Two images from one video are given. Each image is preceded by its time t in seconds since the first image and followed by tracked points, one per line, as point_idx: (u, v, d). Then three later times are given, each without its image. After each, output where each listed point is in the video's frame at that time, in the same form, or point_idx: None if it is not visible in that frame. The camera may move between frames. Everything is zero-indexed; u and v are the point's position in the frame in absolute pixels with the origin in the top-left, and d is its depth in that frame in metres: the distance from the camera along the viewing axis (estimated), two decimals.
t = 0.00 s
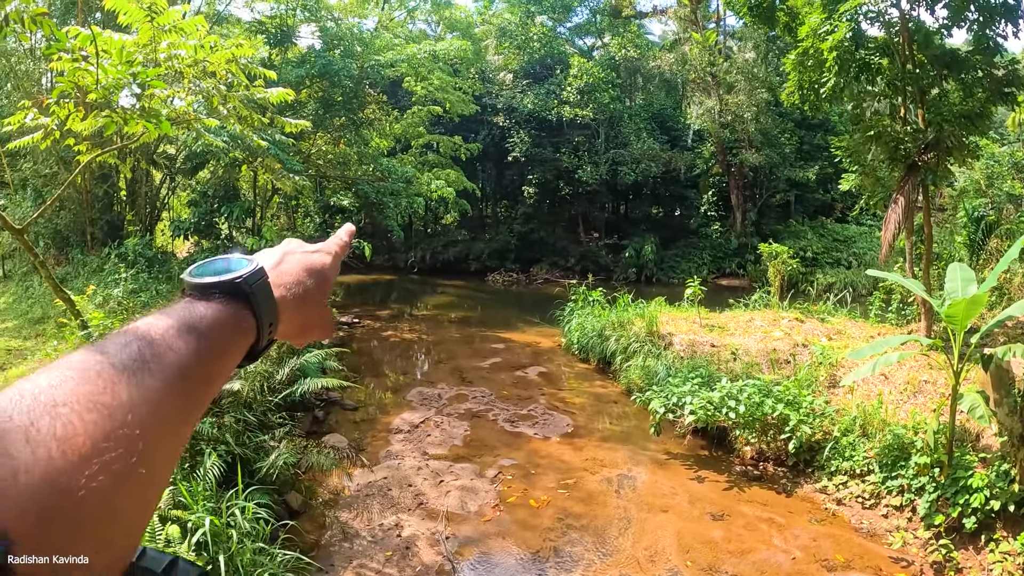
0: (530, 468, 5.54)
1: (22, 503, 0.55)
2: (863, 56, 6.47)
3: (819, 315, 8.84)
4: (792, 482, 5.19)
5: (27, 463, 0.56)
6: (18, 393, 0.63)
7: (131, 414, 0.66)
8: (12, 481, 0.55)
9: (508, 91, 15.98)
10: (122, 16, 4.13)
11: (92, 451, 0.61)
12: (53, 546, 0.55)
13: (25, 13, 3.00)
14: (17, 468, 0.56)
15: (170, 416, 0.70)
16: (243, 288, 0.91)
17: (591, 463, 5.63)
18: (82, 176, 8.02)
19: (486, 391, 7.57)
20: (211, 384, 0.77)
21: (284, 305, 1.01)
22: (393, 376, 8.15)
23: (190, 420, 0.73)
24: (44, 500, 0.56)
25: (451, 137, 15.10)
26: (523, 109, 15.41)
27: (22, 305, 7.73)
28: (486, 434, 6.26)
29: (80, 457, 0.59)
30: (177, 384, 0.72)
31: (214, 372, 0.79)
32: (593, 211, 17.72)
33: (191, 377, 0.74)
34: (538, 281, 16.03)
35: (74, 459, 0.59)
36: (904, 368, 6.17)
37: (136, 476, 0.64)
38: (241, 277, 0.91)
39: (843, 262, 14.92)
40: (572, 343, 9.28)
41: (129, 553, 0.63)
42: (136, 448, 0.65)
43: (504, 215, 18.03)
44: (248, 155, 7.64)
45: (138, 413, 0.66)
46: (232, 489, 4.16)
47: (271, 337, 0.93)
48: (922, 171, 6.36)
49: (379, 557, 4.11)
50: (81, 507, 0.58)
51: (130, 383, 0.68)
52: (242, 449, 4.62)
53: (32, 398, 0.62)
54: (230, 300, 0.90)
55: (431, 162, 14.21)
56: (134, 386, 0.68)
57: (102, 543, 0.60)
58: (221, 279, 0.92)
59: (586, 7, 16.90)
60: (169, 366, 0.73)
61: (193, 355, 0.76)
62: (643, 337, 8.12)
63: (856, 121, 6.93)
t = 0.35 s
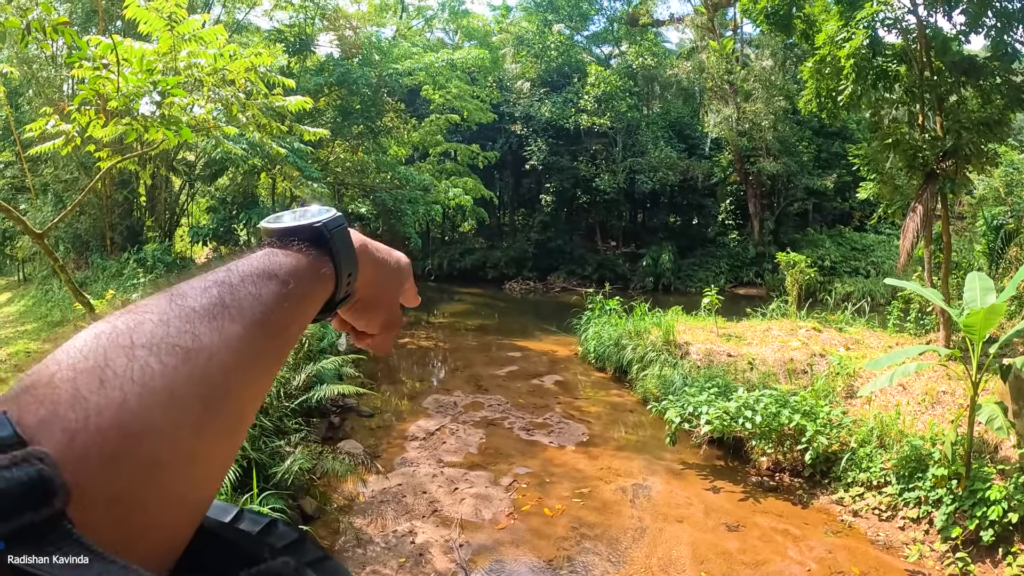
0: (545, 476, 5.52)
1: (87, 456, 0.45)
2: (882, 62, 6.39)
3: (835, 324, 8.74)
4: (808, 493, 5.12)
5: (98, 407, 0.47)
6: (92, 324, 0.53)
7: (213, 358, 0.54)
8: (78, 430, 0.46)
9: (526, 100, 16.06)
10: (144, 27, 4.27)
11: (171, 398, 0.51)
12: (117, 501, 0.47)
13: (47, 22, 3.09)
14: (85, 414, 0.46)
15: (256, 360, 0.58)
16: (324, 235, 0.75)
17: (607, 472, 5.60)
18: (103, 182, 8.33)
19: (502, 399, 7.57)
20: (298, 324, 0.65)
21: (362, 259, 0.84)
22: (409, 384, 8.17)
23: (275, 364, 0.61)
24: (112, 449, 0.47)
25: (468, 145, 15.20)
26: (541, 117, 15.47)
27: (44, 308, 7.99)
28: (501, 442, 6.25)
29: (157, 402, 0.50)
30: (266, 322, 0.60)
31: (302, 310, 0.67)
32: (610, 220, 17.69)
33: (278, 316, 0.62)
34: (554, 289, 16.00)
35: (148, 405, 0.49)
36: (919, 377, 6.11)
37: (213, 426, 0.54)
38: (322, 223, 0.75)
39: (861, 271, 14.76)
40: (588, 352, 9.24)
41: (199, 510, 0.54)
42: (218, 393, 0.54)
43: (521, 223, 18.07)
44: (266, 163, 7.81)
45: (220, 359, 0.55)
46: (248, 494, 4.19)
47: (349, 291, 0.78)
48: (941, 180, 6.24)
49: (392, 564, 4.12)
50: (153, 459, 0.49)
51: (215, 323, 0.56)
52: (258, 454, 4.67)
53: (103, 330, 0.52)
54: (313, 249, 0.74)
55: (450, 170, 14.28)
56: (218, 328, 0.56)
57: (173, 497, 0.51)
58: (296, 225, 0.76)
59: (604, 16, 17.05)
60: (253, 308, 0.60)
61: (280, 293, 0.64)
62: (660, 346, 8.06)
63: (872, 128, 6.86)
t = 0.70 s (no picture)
0: (550, 482, 5.50)
1: (92, 433, 0.48)
2: (887, 67, 6.41)
3: (843, 330, 8.69)
4: (815, 500, 5.08)
5: (100, 387, 0.50)
6: (107, 306, 0.57)
7: (218, 337, 0.57)
8: (83, 408, 0.48)
9: (532, 105, 16.09)
10: (152, 32, 4.34)
11: (174, 377, 0.54)
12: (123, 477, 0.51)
13: (56, 27, 3.14)
14: (91, 393, 0.49)
15: (263, 338, 0.61)
16: (335, 215, 0.79)
17: (613, 478, 5.58)
18: (110, 185, 8.39)
19: (507, 404, 7.55)
20: (309, 304, 0.68)
21: (373, 243, 0.87)
22: (415, 389, 8.17)
23: (284, 344, 0.64)
24: (115, 426, 0.50)
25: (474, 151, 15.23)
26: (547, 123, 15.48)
27: (52, 311, 8.05)
28: (506, 447, 6.24)
29: (161, 382, 0.53)
30: (274, 301, 0.63)
31: (315, 289, 0.70)
32: (616, 225, 17.67)
33: (287, 294, 0.65)
34: (561, 295, 15.99)
35: (151, 383, 0.52)
36: (928, 383, 6.05)
37: (221, 403, 0.57)
38: (334, 203, 0.79)
39: (868, 276, 14.69)
40: (594, 357, 9.21)
41: (204, 485, 0.57)
42: (222, 370, 0.57)
43: (527, 228, 18.08)
44: (272, 167, 7.87)
45: (223, 338, 0.58)
46: (252, 498, 4.18)
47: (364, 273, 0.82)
48: (947, 184, 6.22)
49: (396, 568, 4.12)
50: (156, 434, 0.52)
51: (221, 304, 0.59)
52: (263, 459, 4.66)
53: (114, 311, 0.56)
54: (324, 229, 0.78)
55: (456, 175, 14.32)
56: (222, 307, 0.59)
57: (178, 472, 0.54)
58: (309, 204, 0.80)
59: (610, 21, 16.76)
60: (261, 287, 0.63)
61: (291, 273, 0.67)
62: (666, 352, 8.03)
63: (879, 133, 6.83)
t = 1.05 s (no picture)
0: (553, 485, 5.49)
1: (75, 440, 0.49)
2: (890, 70, 6.39)
3: (846, 333, 8.66)
4: (819, 504, 5.06)
5: (83, 397, 0.50)
6: (94, 312, 0.57)
7: (202, 346, 0.57)
8: (66, 416, 0.49)
9: (535, 109, 16.11)
10: (155, 36, 4.36)
11: (155, 385, 0.54)
12: (103, 484, 0.51)
13: (60, 30, 3.16)
14: (73, 401, 0.50)
15: (248, 347, 0.60)
16: (323, 223, 0.75)
17: (616, 481, 5.56)
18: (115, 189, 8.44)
19: (511, 408, 7.54)
20: (297, 309, 0.66)
21: (363, 250, 0.89)
22: (418, 393, 8.17)
23: (272, 352, 0.63)
24: (98, 433, 0.50)
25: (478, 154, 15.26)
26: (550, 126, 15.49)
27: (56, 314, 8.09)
28: (509, 451, 6.23)
29: (141, 392, 0.53)
30: (261, 310, 0.62)
31: (305, 296, 0.68)
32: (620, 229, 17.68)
33: (275, 303, 0.63)
34: (564, 298, 15.97)
35: (136, 391, 0.53)
36: (931, 386, 6.03)
37: (204, 412, 0.57)
38: (322, 211, 0.76)
39: (872, 280, 14.65)
40: (598, 361, 9.20)
41: (186, 495, 0.57)
42: (208, 378, 0.57)
43: (530, 232, 18.09)
44: (276, 170, 7.91)
45: (209, 346, 0.57)
46: (253, 501, 4.16)
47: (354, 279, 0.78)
48: (951, 186, 6.21)
49: (398, 571, 4.11)
50: (142, 442, 0.53)
51: (206, 311, 0.58)
52: (265, 462, 4.65)
53: (102, 319, 0.56)
54: (314, 237, 0.75)
55: (459, 179, 14.35)
56: (208, 316, 0.58)
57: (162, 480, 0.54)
58: (297, 213, 0.77)
59: (613, 25, 16.80)
60: (247, 293, 0.62)
61: (278, 282, 0.65)
62: (669, 355, 8.02)
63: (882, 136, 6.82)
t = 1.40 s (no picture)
0: (559, 489, 5.48)
1: (68, 470, 0.54)
2: (896, 72, 6.33)
3: (853, 337, 8.61)
4: (826, 508, 5.02)
5: (82, 436, 0.55)
6: (95, 351, 0.62)
7: (194, 384, 0.62)
8: (56, 450, 0.54)
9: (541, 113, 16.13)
10: (161, 41, 4.39)
11: (146, 424, 0.58)
12: (93, 514, 0.55)
13: (67, 36, 3.20)
14: (64, 437, 0.55)
15: (242, 386, 0.66)
16: (328, 261, 0.84)
17: (622, 485, 5.55)
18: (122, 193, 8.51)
19: (517, 412, 7.53)
20: (293, 350, 0.72)
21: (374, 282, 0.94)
22: (425, 397, 8.18)
23: (265, 390, 0.69)
24: (92, 468, 0.55)
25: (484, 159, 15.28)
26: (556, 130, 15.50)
27: (63, 317, 8.15)
28: (514, 455, 6.22)
29: (131, 428, 0.57)
30: (250, 358, 0.67)
31: (301, 338, 0.74)
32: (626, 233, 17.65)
33: (268, 351, 0.69)
34: (571, 302, 15.95)
35: (124, 431, 0.57)
36: (939, 390, 5.99)
37: (195, 444, 0.61)
38: (328, 250, 0.85)
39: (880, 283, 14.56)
40: (604, 365, 9.18)
41: (177, 518, 0.62)
42: (196, 418, 0.62)
43: (537, 236, 18.10)
44: (282, 175, 7.95)
45: (203, 384, 0.63)
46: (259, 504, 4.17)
47: (358, 315, 0.86)
48: (957, 189, 6.17)
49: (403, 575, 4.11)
50: (131, 475, 0.57)
51: (203, 353, 0.64)
52: (271, 465, 4.66)
53: (101, 358, 0.61)
54: (317, 275, 0.83)
55: (466, 183, 14.38)
56: (206, 356, 0.64)
57: (150, 507, 0.59)
58: (305, 251, 0.86)
59: (619, 29, 16.79)
60: (244, 336, 0.68)
61: (273, 326, 0.71)
62: (675, 359, 7.98)
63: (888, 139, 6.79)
